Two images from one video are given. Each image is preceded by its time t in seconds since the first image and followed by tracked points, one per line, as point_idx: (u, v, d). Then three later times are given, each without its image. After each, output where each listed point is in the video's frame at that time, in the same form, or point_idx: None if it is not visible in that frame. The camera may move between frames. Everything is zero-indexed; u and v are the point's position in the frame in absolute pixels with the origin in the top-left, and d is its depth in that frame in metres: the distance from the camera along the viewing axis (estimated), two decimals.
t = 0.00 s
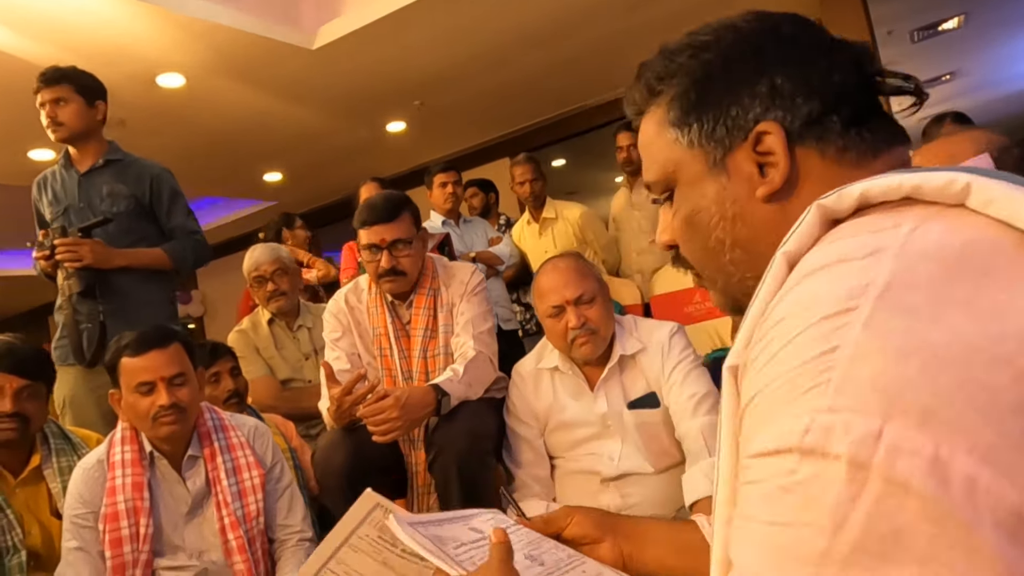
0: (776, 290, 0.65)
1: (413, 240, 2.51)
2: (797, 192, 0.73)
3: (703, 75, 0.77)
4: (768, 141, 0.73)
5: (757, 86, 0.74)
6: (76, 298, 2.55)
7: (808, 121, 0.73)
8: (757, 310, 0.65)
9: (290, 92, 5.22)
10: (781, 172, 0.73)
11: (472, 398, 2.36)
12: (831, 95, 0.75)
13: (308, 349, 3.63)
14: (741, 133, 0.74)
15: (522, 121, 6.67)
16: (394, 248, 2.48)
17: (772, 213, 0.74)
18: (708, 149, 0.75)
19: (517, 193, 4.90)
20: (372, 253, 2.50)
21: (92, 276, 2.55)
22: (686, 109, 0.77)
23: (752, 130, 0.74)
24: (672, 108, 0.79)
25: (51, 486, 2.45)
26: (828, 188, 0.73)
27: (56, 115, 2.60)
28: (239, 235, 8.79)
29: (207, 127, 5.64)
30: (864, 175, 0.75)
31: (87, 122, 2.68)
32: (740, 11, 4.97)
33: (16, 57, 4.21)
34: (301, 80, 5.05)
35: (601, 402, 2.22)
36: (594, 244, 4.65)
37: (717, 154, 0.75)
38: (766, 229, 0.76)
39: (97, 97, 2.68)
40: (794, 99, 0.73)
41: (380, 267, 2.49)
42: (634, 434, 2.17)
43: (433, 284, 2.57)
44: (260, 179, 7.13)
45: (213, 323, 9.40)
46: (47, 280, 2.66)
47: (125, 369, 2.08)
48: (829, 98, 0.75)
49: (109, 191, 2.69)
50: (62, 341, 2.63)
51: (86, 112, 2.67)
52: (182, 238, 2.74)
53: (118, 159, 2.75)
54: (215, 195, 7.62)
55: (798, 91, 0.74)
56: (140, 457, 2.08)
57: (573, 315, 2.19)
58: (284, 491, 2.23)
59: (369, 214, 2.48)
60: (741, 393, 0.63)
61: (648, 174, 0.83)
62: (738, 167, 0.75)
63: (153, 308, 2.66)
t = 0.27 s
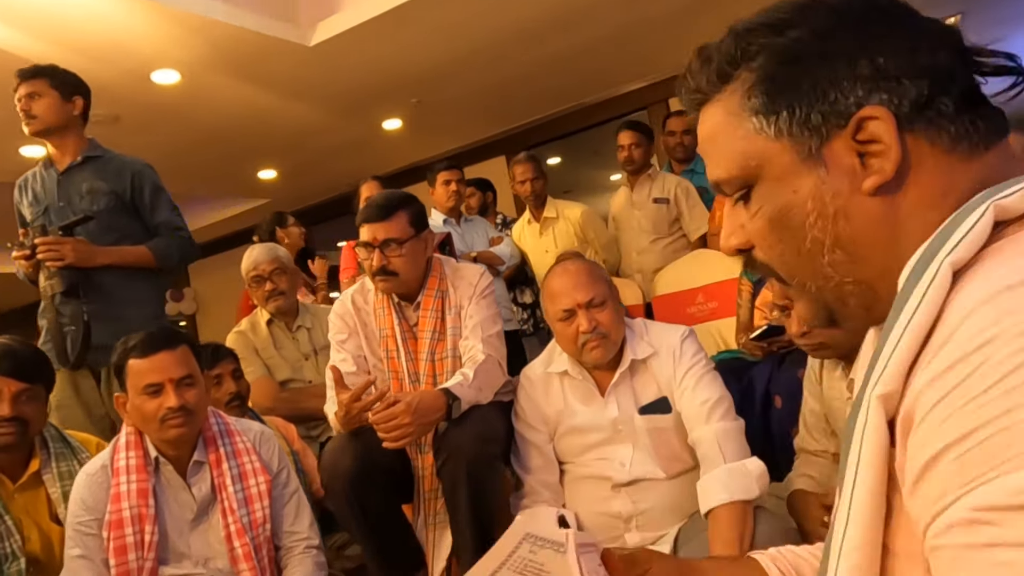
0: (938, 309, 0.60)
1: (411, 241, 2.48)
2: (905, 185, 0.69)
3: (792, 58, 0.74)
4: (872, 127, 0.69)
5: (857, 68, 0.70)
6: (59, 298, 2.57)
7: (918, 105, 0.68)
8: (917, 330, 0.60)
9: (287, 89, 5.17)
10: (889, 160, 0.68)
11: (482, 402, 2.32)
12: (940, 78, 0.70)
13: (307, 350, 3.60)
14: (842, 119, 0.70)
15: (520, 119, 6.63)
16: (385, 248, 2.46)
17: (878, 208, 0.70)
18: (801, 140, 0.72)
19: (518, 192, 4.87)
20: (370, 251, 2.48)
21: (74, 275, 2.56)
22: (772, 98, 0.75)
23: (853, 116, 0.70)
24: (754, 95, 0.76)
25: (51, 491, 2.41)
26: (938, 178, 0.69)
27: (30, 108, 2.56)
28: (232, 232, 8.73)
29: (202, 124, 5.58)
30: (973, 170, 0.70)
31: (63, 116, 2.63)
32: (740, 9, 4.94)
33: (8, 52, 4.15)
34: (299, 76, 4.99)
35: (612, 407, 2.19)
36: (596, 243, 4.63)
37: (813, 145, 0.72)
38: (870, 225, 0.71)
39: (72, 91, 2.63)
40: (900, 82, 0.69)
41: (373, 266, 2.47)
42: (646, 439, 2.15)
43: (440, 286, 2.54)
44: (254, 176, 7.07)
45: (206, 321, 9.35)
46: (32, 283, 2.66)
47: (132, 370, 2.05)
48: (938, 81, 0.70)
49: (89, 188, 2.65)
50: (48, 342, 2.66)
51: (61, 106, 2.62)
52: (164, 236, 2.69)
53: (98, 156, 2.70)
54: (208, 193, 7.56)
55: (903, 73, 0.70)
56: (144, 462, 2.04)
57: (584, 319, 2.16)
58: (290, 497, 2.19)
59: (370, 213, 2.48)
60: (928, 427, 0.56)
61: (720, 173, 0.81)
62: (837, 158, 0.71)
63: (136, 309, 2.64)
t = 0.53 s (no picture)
0: None
1: (410, 237, 2.44)
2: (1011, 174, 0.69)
3: (882, 31, 0.73)
4: (976, 105, 0.68)
5: (957, 41, 0.69)
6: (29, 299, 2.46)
7: None
8: None
9: (285, 83, 5.12)
10: (1000, 139, 0.68)
11: (491, 403, 2.30)
12: None
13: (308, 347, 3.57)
14: (940, 99, 0.69)
15: (519, 115, 6.60)
16: (385, 246, 2.44)
17: (984, 194, 0.70)
18: (898, 122, 0.71)
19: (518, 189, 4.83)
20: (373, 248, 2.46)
21: (43, 274, 2.46)
22: (857, 80, 0.74)
23: (957, 93, 0.69)
24: (834, 77, 0.75)
25: (52, 493, 2.37)
26: None
27: None
28: (227, 228, 8.67)
29: (198, 118, 5.52)
30: None
31: (15, 113, 2.60)
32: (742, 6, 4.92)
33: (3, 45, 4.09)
34: (298, 71, 4.95)
35: (622, 407, 2.17)
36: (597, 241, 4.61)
37: (909, 128, 0.71)
38: (973, 215, 0.71)
39: (26, 88, 2.61)
40: (1005, 53, 0.68)
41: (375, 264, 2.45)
42: (656, 440, 2.14)
43: (448, 285, 2.51)
44: (250, 172, 7.01)
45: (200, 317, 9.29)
46: (6, 290, 2.60)
47: (140, 369, 2.02)
48: None
49: (47, 183, 2.61)
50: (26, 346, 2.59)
51: (13, 102, 2.59)
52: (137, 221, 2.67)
53: (54, 149, 2.66)
54: (202, 188, 7.50)
55: (1006, 41, 0.68)
56: (151, 463, 2.01)
57: (595, 318, 2.14)
58: (297, 499, 2.16)
59: (374, 209, 2.46)
60: None
61: (797, 167, 0.77)
62: (937, 141, 0.70)
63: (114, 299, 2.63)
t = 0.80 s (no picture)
0: None
1: (391, 239, 2.44)
2: (983, 186, 0.69)
3: (852, 49, 0.73)
4: (946, 118, 0.69)
5: (924, 54, 0.70)
6: None
7: (997, 90, 0.67)
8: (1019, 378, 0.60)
9: (274, 80, 5.10)
10: (968, 152, 0.68)
11: (473, 403, 2.31)
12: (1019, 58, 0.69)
13: (294, 344, 3.59)
14: (908, 114, 0.70)
15: (509, 112, 6.60)
16: (369, 247, 2.44)
17: (955, 209, 0.70)
18: (866, 137, 0.72)
19: (506, 187, 4.83)
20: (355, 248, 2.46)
21: None
22: (824, 96, 0.74)
23: (924, 107, 0.69)
24: (803, 93, 0.76)
25: (36, 493, 2.37)
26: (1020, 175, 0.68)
27: None
28: (218, 224, 8.66)
29: (187, 115, 5.50)
30: None
31: None
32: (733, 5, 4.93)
33: None
34: (287, 68, 4.94)
35: (604, 408, 2.18)
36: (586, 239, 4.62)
37: (878, 143, 0.71)
38: (947, 228, 0.71)
39: None
40: (973, 65, 0.68)
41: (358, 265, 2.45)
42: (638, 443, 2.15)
43: (432, 287, 2.52)
44: (240, 168, 6.99)
45: (191, 313, 9.27)
46: None
47: (120, 372, 2.02)
48: (1018, 60, 0.68)
49: None
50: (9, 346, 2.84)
51: None
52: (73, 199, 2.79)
53: None
54: (193, 184, 7.48)
55: (975, 52, 0.69)
56: (132, 465, 2.01)
57: (578, 320, 2.15)
58: (281, 499, 2.17)
59: (357, 210, 2.46)
60: None
61: (771, 183, 0.79)
62: (906, 156, 0.71)
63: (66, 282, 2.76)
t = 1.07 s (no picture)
0: None
1: (384, 230, 2.45)
2: (954, 170, 0.70)
3: (823, 43, 0.75)
4: (916, 108, 0.71)
5: (894, 45, 0.71)
6: None
7: (967, 79, 0.69)
8: (1004, 352, 0.63)
9: (267, 74, 5.08)
10: (937, 140, 0.70)
11: (462, 395, 2.33)
12: (991, 45, 0.70)
13: (285, 336, 3.59)
14: (880, 104, 0.72)
15: (502, 107, 6.60)
16: (361, 239, 2.45)
17: (929, 194, 0.72)
18: (839, 127, 0.75)
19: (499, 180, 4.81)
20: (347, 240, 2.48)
21: None
22: (799, 89, 0.77)
23: (893, 97, 0.71)
24: (780, 86, 0.79)
25: (26, 484, 2.36)
26: (994, 159, 0.70)
27: None
28: (209, 219, 8.63)
29: (178, 108, 5.48)
30: None
31: None
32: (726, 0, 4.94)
33: None
34: (279, 62, 4.92)
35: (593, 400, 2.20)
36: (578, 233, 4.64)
37: (851, 133, 0.74)
38: (922, 215, 0.72)
39: None
40: (942, 55, 0.70)
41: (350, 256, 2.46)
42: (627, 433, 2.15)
43: (424, 278, 2.52)
44: (232, 162, 6.97)
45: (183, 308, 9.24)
46: None
47: (109, 363, 2.02)
48: (990, 47, 0.70)
49: None
50: None
51: None
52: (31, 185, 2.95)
53: None
54: (184, 178, 7.45)
55: (944, 42, 0.70)
56: (122, 456, 2.01)
57: (568, 312, 2.16)
58: (271, 490, 2.18)
59: (350, 202, 2.48)
60: (1011, 450, 0.57)
61: (759, 169, 0.83)
62: (880, 143, 0.73)
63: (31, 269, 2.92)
